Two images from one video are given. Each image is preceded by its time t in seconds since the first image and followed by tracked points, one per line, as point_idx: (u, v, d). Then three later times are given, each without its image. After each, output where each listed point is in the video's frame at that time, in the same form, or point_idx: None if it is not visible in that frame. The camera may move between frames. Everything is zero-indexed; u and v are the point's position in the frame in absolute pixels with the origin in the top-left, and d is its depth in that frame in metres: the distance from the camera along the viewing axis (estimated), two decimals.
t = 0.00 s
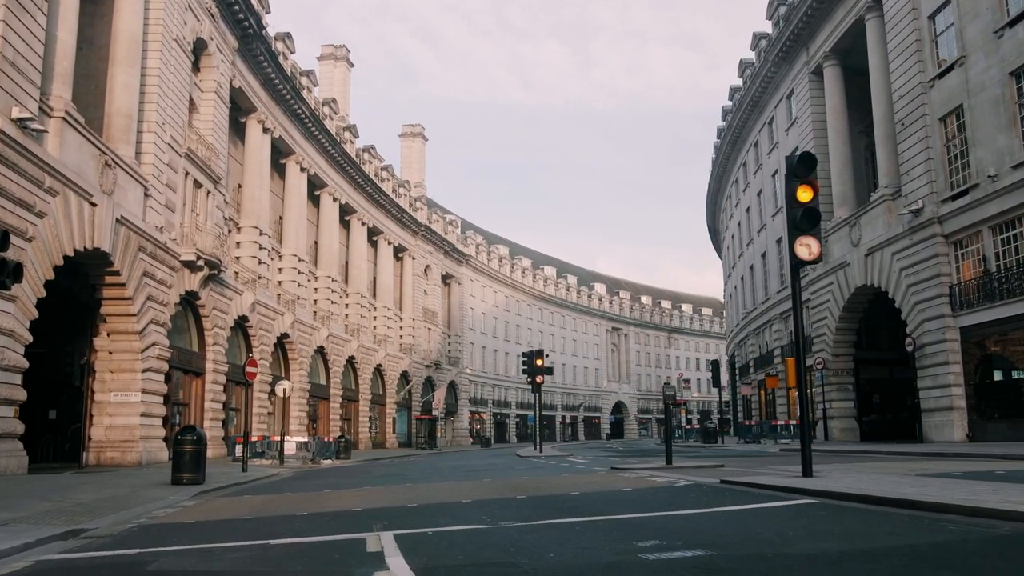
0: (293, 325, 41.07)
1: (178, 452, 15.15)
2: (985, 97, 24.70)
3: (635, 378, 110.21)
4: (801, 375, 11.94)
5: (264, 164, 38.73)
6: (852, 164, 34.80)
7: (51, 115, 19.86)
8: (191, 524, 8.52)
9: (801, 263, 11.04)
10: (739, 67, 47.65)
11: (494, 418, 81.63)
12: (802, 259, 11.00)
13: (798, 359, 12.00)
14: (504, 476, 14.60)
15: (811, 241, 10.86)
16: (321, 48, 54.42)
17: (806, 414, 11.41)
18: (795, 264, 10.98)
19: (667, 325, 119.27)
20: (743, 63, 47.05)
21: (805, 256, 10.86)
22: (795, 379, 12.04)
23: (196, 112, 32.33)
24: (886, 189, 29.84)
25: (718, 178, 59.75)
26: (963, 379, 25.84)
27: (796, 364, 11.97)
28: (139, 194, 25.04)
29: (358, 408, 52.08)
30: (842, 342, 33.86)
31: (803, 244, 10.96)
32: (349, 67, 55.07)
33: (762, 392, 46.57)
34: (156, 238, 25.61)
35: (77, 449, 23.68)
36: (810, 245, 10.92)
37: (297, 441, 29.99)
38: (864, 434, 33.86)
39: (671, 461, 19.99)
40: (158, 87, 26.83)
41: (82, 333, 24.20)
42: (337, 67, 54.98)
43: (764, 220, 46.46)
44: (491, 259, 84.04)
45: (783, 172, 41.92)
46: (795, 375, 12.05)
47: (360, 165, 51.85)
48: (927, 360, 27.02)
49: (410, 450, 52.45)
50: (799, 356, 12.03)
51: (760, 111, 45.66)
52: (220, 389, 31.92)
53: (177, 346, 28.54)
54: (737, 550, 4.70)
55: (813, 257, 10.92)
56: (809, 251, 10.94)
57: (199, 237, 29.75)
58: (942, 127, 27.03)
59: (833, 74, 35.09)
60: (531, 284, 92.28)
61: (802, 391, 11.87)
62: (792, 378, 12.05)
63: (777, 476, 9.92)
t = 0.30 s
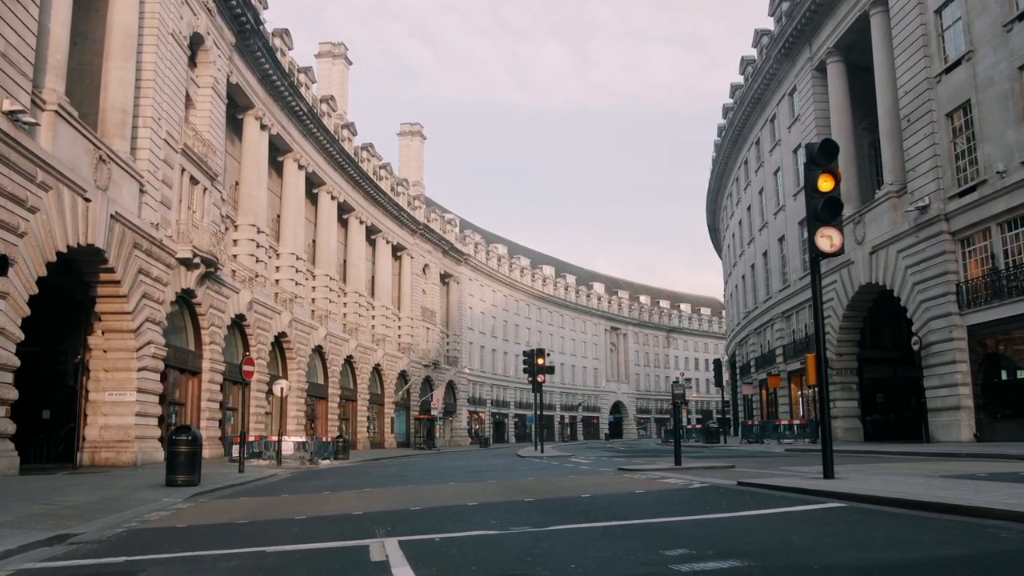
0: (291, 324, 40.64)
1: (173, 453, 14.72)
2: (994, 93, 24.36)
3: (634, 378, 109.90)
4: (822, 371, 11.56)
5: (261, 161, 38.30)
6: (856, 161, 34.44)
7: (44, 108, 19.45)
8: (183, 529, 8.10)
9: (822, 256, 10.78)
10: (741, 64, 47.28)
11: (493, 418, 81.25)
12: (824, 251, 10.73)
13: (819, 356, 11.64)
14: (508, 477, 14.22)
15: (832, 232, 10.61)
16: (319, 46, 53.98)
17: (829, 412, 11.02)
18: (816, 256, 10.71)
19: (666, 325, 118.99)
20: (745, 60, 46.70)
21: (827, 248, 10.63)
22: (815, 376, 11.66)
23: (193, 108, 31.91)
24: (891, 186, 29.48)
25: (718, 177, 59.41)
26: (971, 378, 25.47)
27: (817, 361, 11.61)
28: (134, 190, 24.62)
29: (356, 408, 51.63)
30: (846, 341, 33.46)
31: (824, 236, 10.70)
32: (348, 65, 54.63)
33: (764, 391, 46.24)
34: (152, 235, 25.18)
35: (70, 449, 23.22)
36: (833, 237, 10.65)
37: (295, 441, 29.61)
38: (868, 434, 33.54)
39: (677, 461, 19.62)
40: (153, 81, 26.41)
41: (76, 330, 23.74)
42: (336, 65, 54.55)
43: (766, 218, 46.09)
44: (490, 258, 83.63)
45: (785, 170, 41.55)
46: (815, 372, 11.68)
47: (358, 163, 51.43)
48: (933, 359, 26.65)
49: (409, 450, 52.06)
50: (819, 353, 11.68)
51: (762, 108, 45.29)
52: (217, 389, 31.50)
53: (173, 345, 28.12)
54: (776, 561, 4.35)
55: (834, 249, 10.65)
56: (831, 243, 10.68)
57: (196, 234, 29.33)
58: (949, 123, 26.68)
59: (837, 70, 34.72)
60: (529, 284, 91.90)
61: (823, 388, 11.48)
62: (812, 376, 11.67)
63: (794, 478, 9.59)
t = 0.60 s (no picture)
0: (289, 323, 40.27)
1: (167, 453, 14.37)
2: (1002, 88, 24.07)
3: (633, 378, 109.60)
4: (841, 368, 11.25)
5: (259, 158, 37.94)
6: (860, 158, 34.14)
7: (37, 102, 19.10)
8: (175, 532, 7.75)
9: (842, 249, 10.35)
10: (742, 62, 46.97)
11: (492, 418, 80.92)
12: (844, 243, 10.33)
13: (838, 352, 11.33)
14: (512, 477, 13.89)
15: (853, 224, 10.27)
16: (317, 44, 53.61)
17: (850, 412, 10.73)
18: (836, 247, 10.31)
19: (665, 324, 118.75)
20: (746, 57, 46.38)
21: (846, 240, 10.26)
22: (835, 373, 11.36)
23: (190, 104, 31.56)
24: (895, 184, 29.17)
25: (719, 176, 59.12)
26: (977, 377, 25.19)
27: (836, 358, 11.32)
28: (129, 187, 24.25)
29: (355, 407, 51.24)
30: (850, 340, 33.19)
31: (843, 229, 10.34)
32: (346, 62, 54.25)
33: (766, 391, 45.95)
34: (148, 232, 24.83)
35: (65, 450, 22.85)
36: (853, 230, 10.29)
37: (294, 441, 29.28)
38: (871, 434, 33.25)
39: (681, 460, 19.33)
40: (149, 76, 26.05)
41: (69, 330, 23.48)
42: (334, 63, 54.18)
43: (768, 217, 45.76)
44: (489, 257, 83.27)
45: (787, 167, 41.21)
46: (835, 370, 11.37)
47: (356, 161, 51.03)
48: (939, 358, 26.36)
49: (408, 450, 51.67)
50: (838, 350, 11.37)
51: (763, 106, 44.95)
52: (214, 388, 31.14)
53: (170, 344, 27.77)
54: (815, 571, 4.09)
55: (855, 241, 10.26)
56: (852, 236, 10.28)
57: (193, 232, 28.95)
58: (955, 120, 26.39)
59: (840, 67, 34.41)
60: (528, 283, 91.55)
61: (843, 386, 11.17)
62: (831, 373, 11.37)
63: (811, 478, 9.30)
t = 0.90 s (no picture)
0: (287, 322, 39.87)
1: (160, 453, 13.98)
2: (1010, 83, 23.73)
3: (631, 378, 109.26)
4: (864, 365, 10.90)
5: (256, 155, 37.53)
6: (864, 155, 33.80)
7: (29, 95, 18.68)
8: (165, 537, 7.35)
9: (866, 239, 10.19)
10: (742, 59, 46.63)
11: (490, 417, 80.53)
12: (869, 233, 10.15)
13: (861, 349, 10.98)
14: (516, 478, 13.52)
15: (877, 212, 10.07)
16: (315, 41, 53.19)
17: (871, 410, 10.42)
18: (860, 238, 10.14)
19: (663, 324, 118.42)
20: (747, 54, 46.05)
21: (870, 229, 10.08)
22: (857, 370, 11.00)
23: (186, 100, 31.16)
24: (901, 181, 28.83)
25: (719, 174, 58.78)
26: (984, 377, 24.85)
27: (856, 354, 10.98)
28: (124, 183, 23.85)
29: (353, 407, 50.85)
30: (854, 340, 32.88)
31: (867, 217, 10.14)
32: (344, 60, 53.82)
33: (767, 390, 45.64)
34: (143, 228, 24.43)
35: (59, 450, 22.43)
36: (878, 218, 10.10)
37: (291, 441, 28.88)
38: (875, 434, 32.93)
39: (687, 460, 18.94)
40: (145, 71, 25.64)
41: (63, 328, 22.80)
42: (332, 60, 53.75)
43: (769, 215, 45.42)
44: (487, 256, 82.85)
45: (789, 165, 40.86)
46: (856, 366, 11.03)
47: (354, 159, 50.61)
48: (945, 356, 26.01)
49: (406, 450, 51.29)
50: (860, 346, 11.02)
51: (765, 103, 44.60)
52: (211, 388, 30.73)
53: (165, 342, 27.35)
54: None
55: (880, 231, 10.09)
56: (877, 226, 10.10)
57: (189, 229, 28.54)
58: (962, 116, 26.05)
59: (844, 63, 34.08)
60: (527, 282, 91.15)
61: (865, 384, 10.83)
62: (853, 369, 11.02)
63: (830, 479, 8.96)
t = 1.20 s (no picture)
0: (284, 321, 39.51)
1: (154, 454, 13.66)
2: (1018, 78, 23.43)
3: (630, 378, 108.93)
4: (886, 362, 10.61)
5: (253, 153, 37.16)
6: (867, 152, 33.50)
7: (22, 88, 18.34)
8: (155, 542, 7.00)
9: (888, 230, 9.90)
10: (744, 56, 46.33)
11: (489, 417, 80.16)
12: (891, 223, 9.86)
13: (883, 345, 10.70)
14: (520, 479, 13.18)
15: (901, 202, 9.78)
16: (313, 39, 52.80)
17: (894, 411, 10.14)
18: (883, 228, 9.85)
19: (661, 324, 118.08)
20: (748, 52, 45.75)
21: (893, 219, 9.79)
22: (879, 367, 10.71)
23: (182, 96, 30.83)
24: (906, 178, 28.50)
25: (720, 173, 58.47)
26: (990, 376, 24.55)
27: (878, 350, 10.67)
28: (119, 179, 23.49)
29: (351, 406, 50.52)
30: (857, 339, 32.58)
31: (891, 207, 9.85)
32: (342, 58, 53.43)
33: (768, 390, 45.34)
34: (138, 225, 24.08)
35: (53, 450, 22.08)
36: (902, 209, 9.80)
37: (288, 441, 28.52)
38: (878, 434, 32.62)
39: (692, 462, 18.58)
40: (140, 65, 25.29)
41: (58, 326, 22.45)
42: (330, 58, 53.37)
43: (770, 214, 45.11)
44: (486, 256, 82.49)
45: (790, 163, 40.55)
46: (877, 363, 10.74)
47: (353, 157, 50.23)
48: (951, 355, 25.70)
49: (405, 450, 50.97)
50: (882, 341, 10.74)
51: (766, 101, 44.28)
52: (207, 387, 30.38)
53: (161, 341, 26.99)
54: None
55: (903, 221, 9.80)
56: (900, 216, 9.80)
57: (185, 226, 28.20)
58: (968, 112, 25.75)
59: (846, 60, 33.79)
60: (525, 282, 90.77)
61: (888, 381, 10.54)
62: (875, 365, 10.73)
63: (847, 481, 8.66)
